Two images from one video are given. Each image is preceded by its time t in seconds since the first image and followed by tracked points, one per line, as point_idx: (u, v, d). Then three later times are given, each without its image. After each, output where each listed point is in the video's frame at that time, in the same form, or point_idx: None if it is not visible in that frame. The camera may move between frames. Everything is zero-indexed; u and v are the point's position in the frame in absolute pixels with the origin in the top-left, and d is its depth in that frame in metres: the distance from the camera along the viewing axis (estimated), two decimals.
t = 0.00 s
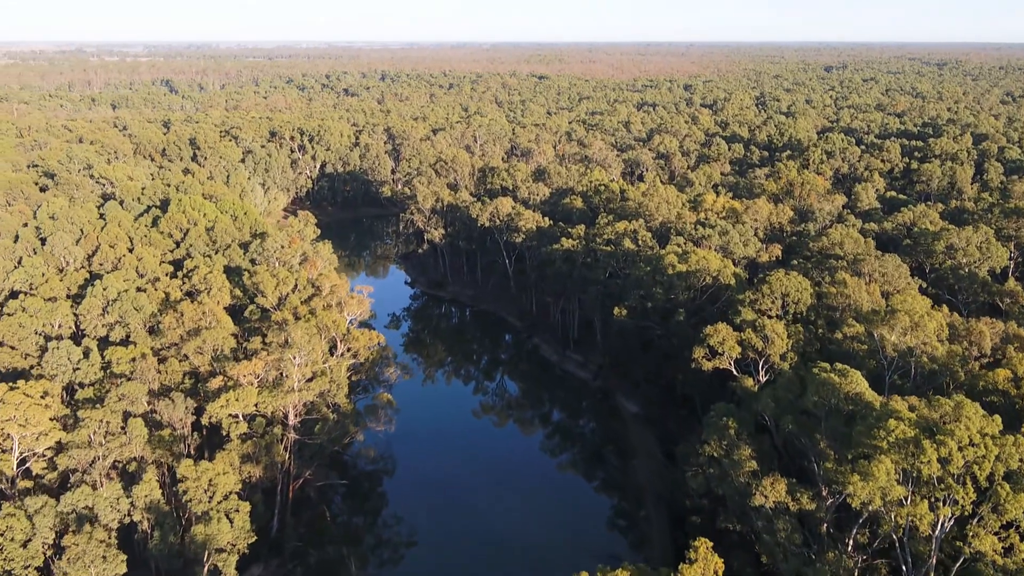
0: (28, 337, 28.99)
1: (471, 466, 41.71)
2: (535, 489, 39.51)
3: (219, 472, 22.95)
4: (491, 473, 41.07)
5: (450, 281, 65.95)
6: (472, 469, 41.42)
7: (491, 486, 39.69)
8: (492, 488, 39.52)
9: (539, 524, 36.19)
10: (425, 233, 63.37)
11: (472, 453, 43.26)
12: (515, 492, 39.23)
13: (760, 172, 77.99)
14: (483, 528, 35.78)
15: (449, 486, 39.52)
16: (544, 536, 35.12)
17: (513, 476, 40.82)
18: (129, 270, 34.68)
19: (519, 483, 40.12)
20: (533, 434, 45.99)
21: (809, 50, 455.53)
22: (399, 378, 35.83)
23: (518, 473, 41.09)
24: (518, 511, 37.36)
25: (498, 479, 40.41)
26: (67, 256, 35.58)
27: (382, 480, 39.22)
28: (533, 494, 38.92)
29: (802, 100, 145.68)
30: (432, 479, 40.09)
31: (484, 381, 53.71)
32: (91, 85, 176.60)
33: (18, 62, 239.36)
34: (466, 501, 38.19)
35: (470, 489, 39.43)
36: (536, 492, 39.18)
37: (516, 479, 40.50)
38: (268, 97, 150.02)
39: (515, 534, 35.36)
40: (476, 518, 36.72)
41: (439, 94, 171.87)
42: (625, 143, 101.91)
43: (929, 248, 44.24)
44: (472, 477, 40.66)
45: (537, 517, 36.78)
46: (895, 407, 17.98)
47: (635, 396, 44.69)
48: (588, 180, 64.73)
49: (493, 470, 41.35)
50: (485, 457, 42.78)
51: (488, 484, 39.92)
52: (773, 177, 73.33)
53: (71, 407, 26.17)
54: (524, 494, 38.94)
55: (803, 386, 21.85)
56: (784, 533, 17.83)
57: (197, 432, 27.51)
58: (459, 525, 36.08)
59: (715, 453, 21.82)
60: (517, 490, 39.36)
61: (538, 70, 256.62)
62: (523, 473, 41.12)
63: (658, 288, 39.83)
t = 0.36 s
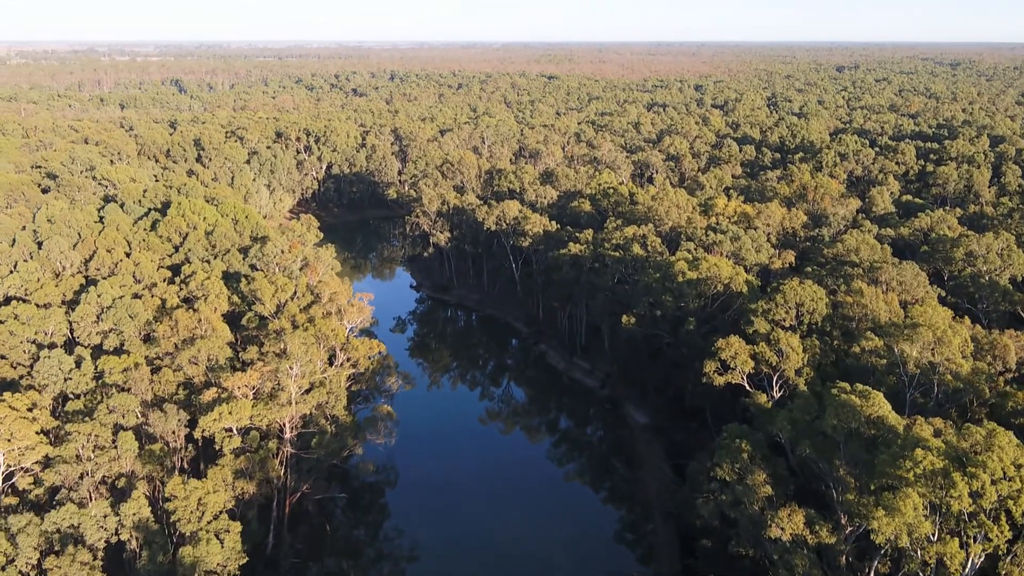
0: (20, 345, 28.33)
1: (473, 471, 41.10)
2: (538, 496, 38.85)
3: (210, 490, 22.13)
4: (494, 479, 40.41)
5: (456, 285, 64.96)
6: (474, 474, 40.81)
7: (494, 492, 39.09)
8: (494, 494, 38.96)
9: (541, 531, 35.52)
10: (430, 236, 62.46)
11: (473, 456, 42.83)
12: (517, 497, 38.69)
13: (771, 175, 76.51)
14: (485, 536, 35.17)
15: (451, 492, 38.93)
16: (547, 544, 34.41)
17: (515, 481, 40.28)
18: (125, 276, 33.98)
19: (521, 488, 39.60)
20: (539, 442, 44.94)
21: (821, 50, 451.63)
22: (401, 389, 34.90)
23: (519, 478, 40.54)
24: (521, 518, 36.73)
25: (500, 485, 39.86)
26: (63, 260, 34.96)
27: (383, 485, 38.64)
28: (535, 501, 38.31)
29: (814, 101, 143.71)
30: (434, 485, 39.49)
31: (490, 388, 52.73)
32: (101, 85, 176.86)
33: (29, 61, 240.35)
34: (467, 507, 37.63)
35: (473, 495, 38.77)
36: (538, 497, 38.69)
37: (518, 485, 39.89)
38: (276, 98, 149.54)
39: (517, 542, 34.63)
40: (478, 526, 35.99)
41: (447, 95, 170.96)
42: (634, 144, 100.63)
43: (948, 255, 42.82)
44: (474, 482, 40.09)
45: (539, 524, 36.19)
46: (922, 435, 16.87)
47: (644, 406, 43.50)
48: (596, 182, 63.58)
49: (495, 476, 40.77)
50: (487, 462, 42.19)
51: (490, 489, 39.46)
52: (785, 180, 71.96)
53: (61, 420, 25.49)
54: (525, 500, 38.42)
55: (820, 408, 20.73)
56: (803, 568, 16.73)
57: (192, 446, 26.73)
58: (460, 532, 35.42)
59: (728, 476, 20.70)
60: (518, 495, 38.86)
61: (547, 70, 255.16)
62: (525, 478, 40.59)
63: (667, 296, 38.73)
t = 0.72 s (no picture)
0: (10, 354, 27.64)
1: (475, 474, 40.72)
2: (539, 496, 38.78)
3: (199, 511, 21.26)
4: (496, 481, 40.08)
5: (462, 289, 63.96)
6: (476, 476, 40.56)
7: (495, 493, 38.95)
8: (495, 495, 38.75)
9: (543, 535, 35.02)
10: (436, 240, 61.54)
11: (474, 456, 42.77)
12: (518, 497, 38.54)
13: (783, 177, 75.12)
14: (486, 540, 34.56)
15: (452, 495, 38.53)
16: (549, 548, 33.89)
17: (516, 481, 40.22)
18: (121, 282, 33.26)
19: (522, 488, 39.48)
20: (546, 451, 43.87)
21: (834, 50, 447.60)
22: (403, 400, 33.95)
23: (518, 478, 40.60)
24: (523, 521, 36.23)
25: (501, 485, 39.71)
26: (58, 265, 34.29)
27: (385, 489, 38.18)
28: (536, 501, 38.19)
29: (826, 102, 141.81)
30: (436, 488, 39.13)
31: (496, 394, 51.74)
32: (110, 85, 177.13)
33: (41, 62, 241.47)
34: (468, 507, 37.50)
35: (474, 497, 38.44)
36: (539, 497, 38.57)
37: (519, 485, 39.77)
38: (284, 98, 149.08)
39: (519, 547, 34.01)
40: (480, 529, 35.49)
41: (456, 95, 170.02)
42: (644, 146, 99.39)
43: (968, 263, 41.38)
44: (476, 486, 39.62)
45: (540, 524, 36.05)
46: (952, 467, 15.74)
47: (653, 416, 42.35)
48: (605, 185, 62.43)
49: (496, 477, 40.61)
50: (488, 463, 41.99)
51: (493, 492, 39.06)
52: (798, 183, 70.59)
53: (49, 433, 24.76)
54: (527, 500, 38.28)
55: (841, 432, 19.62)
56: None
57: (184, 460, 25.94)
58: (461, 535, 34.98)
59: (741, 502, 19.55)
60: (520, 496, 38.70)
61: (557, 70, 253.38)
62: (525, 478, 40.53)
63: (677, 305, 37.62)
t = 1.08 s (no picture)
0: None
1: (477, 475, 40.69)
2: (539, 498, 38.74)
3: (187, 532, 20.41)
4: (497, 485, 39.85)
5: (467, 294, 62.93)
6: (478, 478, 40.46)
7: (494, 493, 38.99)
8: (495, 496, 38.72)
9: (543, 540, 34.82)
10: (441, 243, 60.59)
11: (475, 458, 42.72)
12: (519, 500, 38.45)
13: (796, 180, 73.69)
14: (485, 544, 34.46)
15: (453, 497, 38.55)
16: (548, 552, 33.78)
17: (516, 483, 40.20)
18: (116, 288, 32.56)
19: (523, 490, 39.42)
20: (552, 459, 42.90)
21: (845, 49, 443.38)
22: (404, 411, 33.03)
23: (519, 480, 40.43)
24: (523, 526, 36.01)
25: (501, 486, 39.71)
26: (53, 270, 33.63)
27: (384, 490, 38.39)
28: (535, 504, 38.05)
29: (838, 103, 139.91)
30: (436, 488, 39.18)
31: (502, 400, 50.81)
32: (120, 85, 177.36)
33: (51, 62, 241.43)
34: (468, 509, 37.47)
35: (473, 498, 38.47)
36: (539, 498, 38.65)
37: (519, 487, 39.74)
38: (292, 98, 148.54)
39: (518, 552, 33.82)
40: (480, 533, 35.42)
41: (464, 95, 169.02)
42: (654, 147, 98.07)
43: (989, 270, 39.97)
44: (477, 488, 39.59)
45: (539, 528, 35.88)
46: (985, 503, 14.61)
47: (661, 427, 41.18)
48: (613, 188, 61.27)
49: (497, 477, 40.60)
50: (490, 465, 41.92)
51: (493, 494, 38.93)
52: (811, 187, 69.15)
53: (37, 446, 24.01)
54: (527, 502, 38.25)
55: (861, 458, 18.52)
56: None
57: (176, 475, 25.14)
58: (460, 538, 34.92)
59: (755, 532, 18.42)
60: (520, 497, 38.64)
61: (567, 70, 252.26)
62: (527, 481, 40.39)
63: (687, 313, 36.51)
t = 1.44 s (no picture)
0: None
1: (479, 477, 40.52)
2: (541, 500, 38.50)
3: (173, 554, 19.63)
4: (498, 488, 39.52)
5: (472, 298, 61.97)
6: (480, 480, 40.30)
7: (495, 494, 38.91)
8: (495, 497, 38.60)
9: (544, 544, 34.42)
10: (446, 247, 59.68)
11: (476, 460, 42.40)
12: (521, 502, 38.23)
13: (807, 183, 72.33)
14: (485, 548, 34.07)
15: (454, 498, 38.45)
16: (547, 556, 33.45)
17: (518, 485, 39.97)
18: (110, 294, 31.84)
19: (525, 493, 39.15)
20: (557, 468, 41.94)
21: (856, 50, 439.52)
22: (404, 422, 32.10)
23: (521, 483, 40.13)
24: (525, 530, 35.65)
25: (503, 488, 39.49)
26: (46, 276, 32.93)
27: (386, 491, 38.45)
28: (536, 507, 37.79)
29: (850, 103, 138.07)
30: (437, 489, 39.11)
31: (507, 407, 49.89)
32: (128, 85, 177.64)
33: (61, 62, 242.17)
34: (470, 509, 37.43)
35: (473, 499, 38.36)
36: (541, 500, 38.41)
37: (520, 489, 39.46)
38: (299, 98, 148.07)
39: (520, 557, 33.39)
40: (480, 535, 35.16)
41: (471, 95, 168.07)
42: (662, 149, 96.79)
43: (1010, 278, 38.62)
44: (478, 489, 39.40)
45: (541, 532, 35.48)
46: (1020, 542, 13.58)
47: (669, 438, 40.07)
48: (621, 191, 60.14)
49: (498, 479, 40.35)
50: (491, 467, 41.60)
51: (494, 496, 38.68)
52: (823, 190, 67.76)
53: (22, 460, 23.24)
54: (529, 504, 38.02)
55: (883, 486, 17.53)
56: None
57: (166, 491, 24.31)
58: (461, 541, 34.70)
59: (769, 564, 17.42)
60: (522, 500, 38.42)
61: (576, 70, 251.33)
62: (529, 482, 40.18)
63: (696, 322, 35.45)
